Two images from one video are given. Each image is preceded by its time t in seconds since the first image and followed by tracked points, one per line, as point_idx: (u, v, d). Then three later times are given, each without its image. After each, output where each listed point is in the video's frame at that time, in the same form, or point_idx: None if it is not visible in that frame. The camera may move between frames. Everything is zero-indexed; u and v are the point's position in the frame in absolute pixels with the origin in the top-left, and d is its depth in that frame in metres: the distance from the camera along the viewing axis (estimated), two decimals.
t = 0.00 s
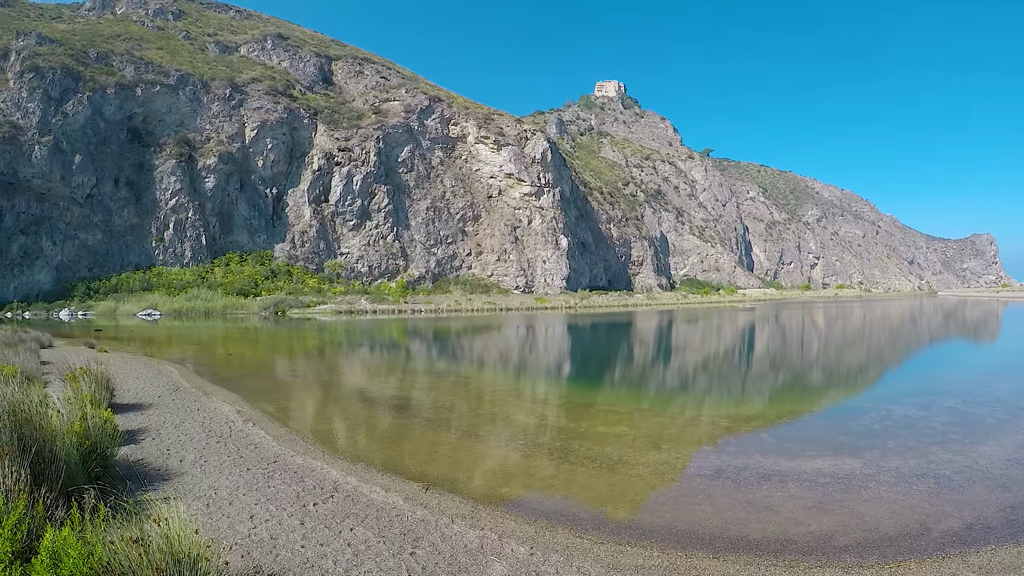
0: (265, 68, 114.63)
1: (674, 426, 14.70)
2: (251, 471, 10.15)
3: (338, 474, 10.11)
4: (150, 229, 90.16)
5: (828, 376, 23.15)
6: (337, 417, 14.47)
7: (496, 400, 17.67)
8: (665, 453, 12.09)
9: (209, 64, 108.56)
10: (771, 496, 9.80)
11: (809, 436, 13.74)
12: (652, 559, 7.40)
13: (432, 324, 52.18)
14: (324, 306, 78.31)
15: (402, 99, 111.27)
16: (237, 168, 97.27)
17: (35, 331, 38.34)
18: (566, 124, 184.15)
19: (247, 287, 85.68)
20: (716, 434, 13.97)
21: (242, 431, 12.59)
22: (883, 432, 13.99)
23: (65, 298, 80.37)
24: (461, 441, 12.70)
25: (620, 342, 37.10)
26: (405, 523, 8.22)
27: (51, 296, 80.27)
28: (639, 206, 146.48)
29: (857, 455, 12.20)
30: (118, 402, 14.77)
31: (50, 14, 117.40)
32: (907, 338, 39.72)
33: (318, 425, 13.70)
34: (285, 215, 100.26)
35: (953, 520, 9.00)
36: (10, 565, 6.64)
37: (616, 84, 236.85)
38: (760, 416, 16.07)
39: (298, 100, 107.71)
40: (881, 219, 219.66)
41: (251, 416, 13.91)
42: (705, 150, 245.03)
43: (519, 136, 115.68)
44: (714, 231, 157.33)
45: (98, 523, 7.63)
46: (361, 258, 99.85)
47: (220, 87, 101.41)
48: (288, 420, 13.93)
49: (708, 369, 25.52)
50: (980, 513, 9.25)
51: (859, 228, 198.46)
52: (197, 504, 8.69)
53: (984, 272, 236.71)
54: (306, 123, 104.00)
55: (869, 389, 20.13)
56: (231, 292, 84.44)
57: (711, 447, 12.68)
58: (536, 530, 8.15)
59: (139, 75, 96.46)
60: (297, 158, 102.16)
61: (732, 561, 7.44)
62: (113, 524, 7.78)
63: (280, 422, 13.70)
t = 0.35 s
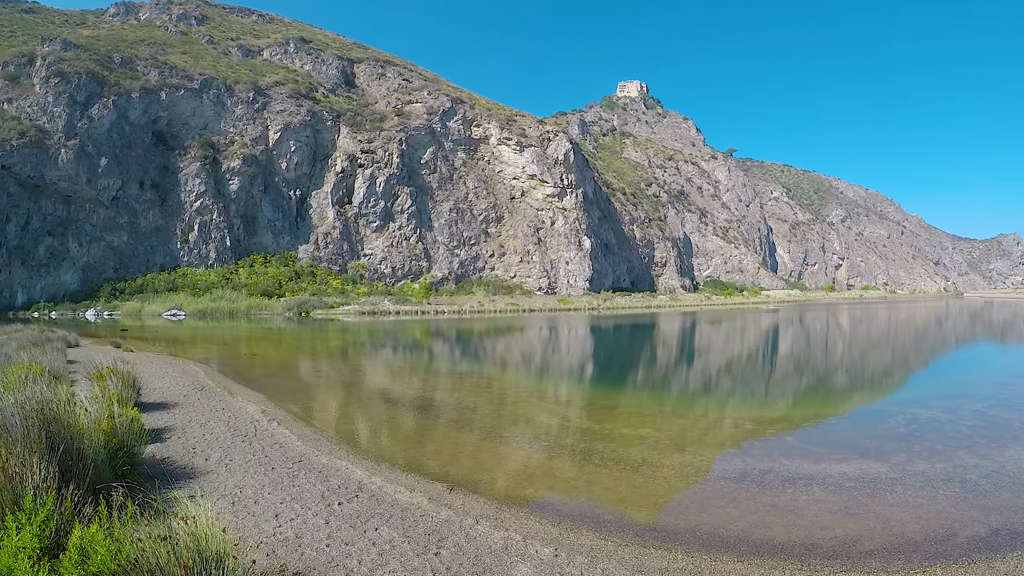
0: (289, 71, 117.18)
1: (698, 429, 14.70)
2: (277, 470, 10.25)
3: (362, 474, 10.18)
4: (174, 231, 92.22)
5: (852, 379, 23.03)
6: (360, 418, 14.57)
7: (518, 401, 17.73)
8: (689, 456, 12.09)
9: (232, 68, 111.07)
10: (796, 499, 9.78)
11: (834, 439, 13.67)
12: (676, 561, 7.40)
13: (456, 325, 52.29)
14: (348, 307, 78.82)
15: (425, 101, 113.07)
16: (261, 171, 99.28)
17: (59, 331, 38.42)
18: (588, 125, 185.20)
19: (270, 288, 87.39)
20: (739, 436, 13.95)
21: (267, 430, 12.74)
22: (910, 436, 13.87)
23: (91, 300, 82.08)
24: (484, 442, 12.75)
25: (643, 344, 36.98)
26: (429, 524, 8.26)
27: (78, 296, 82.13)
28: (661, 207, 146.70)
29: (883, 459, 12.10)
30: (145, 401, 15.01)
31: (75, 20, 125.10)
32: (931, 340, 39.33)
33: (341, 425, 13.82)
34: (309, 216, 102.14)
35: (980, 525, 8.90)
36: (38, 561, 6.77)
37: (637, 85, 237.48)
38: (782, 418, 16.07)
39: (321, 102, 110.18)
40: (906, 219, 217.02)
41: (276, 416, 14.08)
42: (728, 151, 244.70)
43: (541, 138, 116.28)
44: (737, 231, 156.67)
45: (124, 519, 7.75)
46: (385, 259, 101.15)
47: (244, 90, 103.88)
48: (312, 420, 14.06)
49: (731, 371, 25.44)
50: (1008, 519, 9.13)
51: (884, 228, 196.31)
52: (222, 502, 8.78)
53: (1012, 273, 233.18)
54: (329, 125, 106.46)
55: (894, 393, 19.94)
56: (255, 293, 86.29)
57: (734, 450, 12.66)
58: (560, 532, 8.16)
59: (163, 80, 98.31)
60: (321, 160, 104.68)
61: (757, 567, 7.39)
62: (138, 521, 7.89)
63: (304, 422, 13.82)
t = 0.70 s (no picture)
0: (308, 74, 118.83)
1: (717, 432, 14.69)
2: (297, 471, 10.33)
3: (383, 475, 10.25)
4: (195, 232, 94.71)
5: (873, 383, 22.86)
6: (379, 419, 14.68)
7: (537, 403, 17.79)
8: (709, 459, 12.11)
9: (252, 71, 112.94)
10: (817, 505, 9.78)
11: (855, 444, 13.62)
12: (696, 565, 7.39)
13: (475, 327, 52.36)
14: (368, 308, 79.03)
15: (444, 103, 113.57)
16: (281, 173, 100.95)
17: (86, 331, 38.75)
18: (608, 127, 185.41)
19: (291, 290, 88.53)
20: (758, 440, 13.94)
21: (288, 431, 12.86)
22: (932, 441, 13.77)
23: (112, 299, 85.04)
24: (502, 443, 12.79)
25: (662, 347, 36.81)
26: (450, 525, 8.32)
27: (99, 296, 84.97)
28: (681, 209, 146.34)
29: (906, 464, 12.03)
30: (167, 401, 15.21)
31: (97, 25, 127.17)
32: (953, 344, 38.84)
33: (360, 426, 13.92)
34: (328, 218, 103.81)
35: (1003, 532, 8.80)
36: (63, 558, 6.90)
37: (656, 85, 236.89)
38: (802, 422, 16.01)
39: (341, 105, 110.87)
40: (928, 221, 214.48)
41: (296, 417, 14.22)
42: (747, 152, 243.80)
43: (561, 140, 116.07)
44: (758, 233, 155.82)
45: (148, 519, 7.86)
46: (404, 261, 101.71)
47: (264, 93, 105.54)
48: (331, 421, 14.19)
49: (751, 375, 25.30)
50: None
51: (906, 230, 194.34)
52: (244, 501, 8.84)
53: None
54: (349, 128, 107.50)
55: (916, 397, 19.75)
56: (275, 294, 87.57)
57: (754, 453, 12.68)
58: (581, 535, 8.18)
59: (184, 83, 100.53)
60: (340, 162, 106.08)
61: (778, 571, 7.39)
62: (161, 519, 8.01)
63: (324, 423, 13.96)
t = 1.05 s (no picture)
0: (326, 78, 120.49)
1: (736, 433, 14.76)
2: (319, 471, 10.44)
3: (404, 475, 10.33)
4: (215, 235, 96.09)
5: (893, 384, 22.75)
6: (397, 420, 14.80)
7: (555, 403, 17.87)
8: (730, 460, 12.19)
9: (269, 75, 114.73)
10: (839, 507, 9.89)
11: (875, 444, 13.62)
12: (718, 568, 7.41)
13: (494, 328, 52.65)
14: (387, 309, 79.68)
15: (461, 105, 114.62)
16: (300, 175, 102.10)
17: (110, 333, 39.26)
18: (625, 127, 185.43)
19: (310, 292, 88.80)
20: (778, 441, 13.98)
21: (308, 432, 13.01)
22: (955, 442, 13.72)
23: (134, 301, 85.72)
24: (520, 444, 12.86)
25: (681, 347, 36.72)
26: (471, 526, 8.37)
27: (121, 299, 85.67)
28: (700, 208, 146.12)
29: (928, 465, 12.04)
30: (188, 402, 15.44)
31: (115, 32, 128.90)
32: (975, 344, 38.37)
33: (379, 427, 14.07)
34: (347, 220, 104.55)
35: None
36: (87, 557, 7.01)
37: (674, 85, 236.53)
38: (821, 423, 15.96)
39: (359, 108, 112.54)
40: (948, 219, 212.05)
41: (317, 417, 14.43)
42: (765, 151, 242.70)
43: (579, 140, 116.01)
44: (777, 233, 155.04)
45: (171, 518, 7.98)
46: (423, 263, 102.43)
47: (282, 97, 107.13)
48: (351, 421, 14.35)
49: (771, 375, 25.21)
50: None
51: (926, 229, 192.63)
52: (266, 502, 8.91)
53: None
54: (366, 130, 108.71)
55: (938, 398, 19.60)
56: (295, 296, 87.86)
57: (775, 454, 12.74)
58: (601, 536, 8.21)
59: (203, 88, 102.71)
60: (359, 164, 107.11)
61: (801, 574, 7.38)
62: (184, 519, 8.11)
63: (344, 423, 14.15)
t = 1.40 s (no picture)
0: (346, 85, 121.80)
1: (759, 438, 14.85)
2: (342, 476, 10.52)
3: (426, 481, 10.39)
4: (237, 242, 96.48)
5: (918, 387, 22.62)
6: (419, 425, 14.97)
7: (577, 409, 17.98)
8: (754, 466, 12.34)
9: (290, 84, 116.09)
10: (863, 513, 10.00)
11: (899, 450, 13.77)
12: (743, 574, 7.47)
13: (515, 334, 52.73)
14: (409, 316, 80.19)
15: (481, 111, 114.86)
16: (321, 182, 102.69)
17: (134, 339, 39.80)
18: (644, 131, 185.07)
19: (332, 297, 89.10)
20: (801, 447, 14.07)
21: (332, 437, 13.21)
22: (981, 448, 13.83)
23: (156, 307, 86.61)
24: (541, 449, 12.97)
25: (703, 352, 36.60)
26: (495, 531, 8.41)
27: (143, 305, 86.82)
28: (720, 212, 145.57)
29: (953, 472, 12.18)
30: (213, 407, 15.68)
31: (137, 43, 131.06)
32: (1002, 347, 37.80)
33: (401, 432, 14.24)
34: (368, 227, 105.25)
35: None
36: (112, 561, 7.08)
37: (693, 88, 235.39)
38: (844, 428, 16.05)
39: (379, 115, 113.15)
40: (972, 219, 209.31)
41: (340, 423, 14.63)
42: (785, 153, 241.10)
43: (598, 145, 116.26)
44: (798, 236, 154.03)
45: (196, 522, 8.06)
46: (444, 269, 102.95)
47: (302, 105, 108.39)
48: (373, 427, 14.56)
49: (794, 380, 25.16)
50: None
51: (948, 230, 190.80)
52: (291, 507, 8.99)
53: None
54: (387, 137, 109.47)
55: (961, 402, 19.55)
56: (317, 301, 88.29)
57: (797, 461, 12.89)
58: (626, 542, 8.27)
59: (224, 96, 103.57)
60: (379, 171, 107.64)
61: None
62: (209, 523, 8.21)
63: (367, 429, 14.33)
